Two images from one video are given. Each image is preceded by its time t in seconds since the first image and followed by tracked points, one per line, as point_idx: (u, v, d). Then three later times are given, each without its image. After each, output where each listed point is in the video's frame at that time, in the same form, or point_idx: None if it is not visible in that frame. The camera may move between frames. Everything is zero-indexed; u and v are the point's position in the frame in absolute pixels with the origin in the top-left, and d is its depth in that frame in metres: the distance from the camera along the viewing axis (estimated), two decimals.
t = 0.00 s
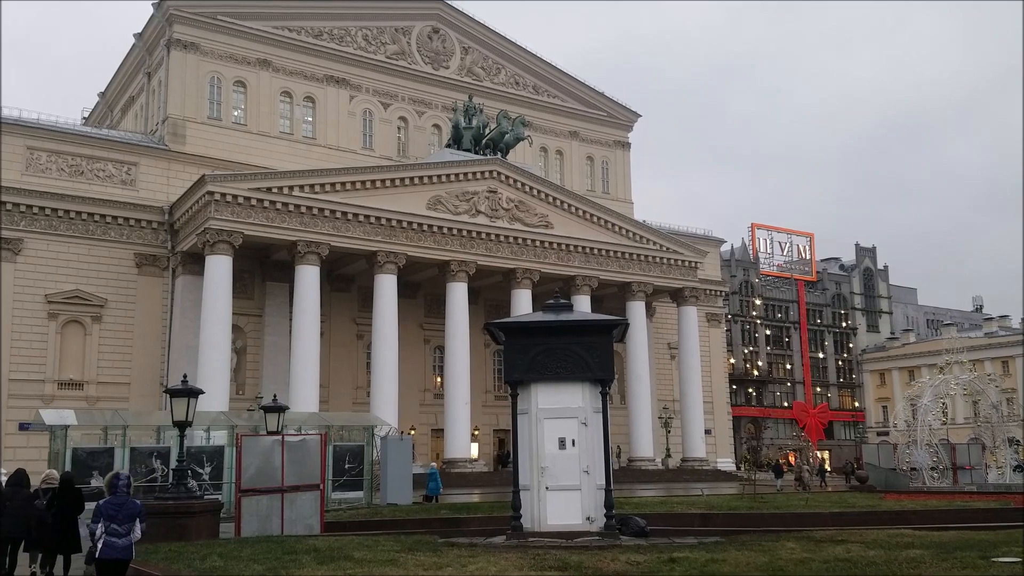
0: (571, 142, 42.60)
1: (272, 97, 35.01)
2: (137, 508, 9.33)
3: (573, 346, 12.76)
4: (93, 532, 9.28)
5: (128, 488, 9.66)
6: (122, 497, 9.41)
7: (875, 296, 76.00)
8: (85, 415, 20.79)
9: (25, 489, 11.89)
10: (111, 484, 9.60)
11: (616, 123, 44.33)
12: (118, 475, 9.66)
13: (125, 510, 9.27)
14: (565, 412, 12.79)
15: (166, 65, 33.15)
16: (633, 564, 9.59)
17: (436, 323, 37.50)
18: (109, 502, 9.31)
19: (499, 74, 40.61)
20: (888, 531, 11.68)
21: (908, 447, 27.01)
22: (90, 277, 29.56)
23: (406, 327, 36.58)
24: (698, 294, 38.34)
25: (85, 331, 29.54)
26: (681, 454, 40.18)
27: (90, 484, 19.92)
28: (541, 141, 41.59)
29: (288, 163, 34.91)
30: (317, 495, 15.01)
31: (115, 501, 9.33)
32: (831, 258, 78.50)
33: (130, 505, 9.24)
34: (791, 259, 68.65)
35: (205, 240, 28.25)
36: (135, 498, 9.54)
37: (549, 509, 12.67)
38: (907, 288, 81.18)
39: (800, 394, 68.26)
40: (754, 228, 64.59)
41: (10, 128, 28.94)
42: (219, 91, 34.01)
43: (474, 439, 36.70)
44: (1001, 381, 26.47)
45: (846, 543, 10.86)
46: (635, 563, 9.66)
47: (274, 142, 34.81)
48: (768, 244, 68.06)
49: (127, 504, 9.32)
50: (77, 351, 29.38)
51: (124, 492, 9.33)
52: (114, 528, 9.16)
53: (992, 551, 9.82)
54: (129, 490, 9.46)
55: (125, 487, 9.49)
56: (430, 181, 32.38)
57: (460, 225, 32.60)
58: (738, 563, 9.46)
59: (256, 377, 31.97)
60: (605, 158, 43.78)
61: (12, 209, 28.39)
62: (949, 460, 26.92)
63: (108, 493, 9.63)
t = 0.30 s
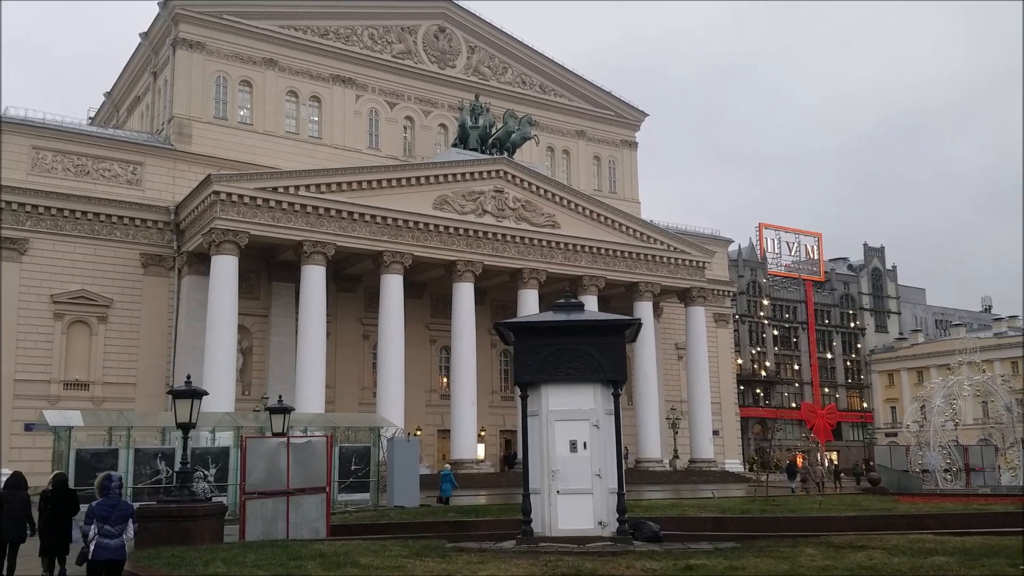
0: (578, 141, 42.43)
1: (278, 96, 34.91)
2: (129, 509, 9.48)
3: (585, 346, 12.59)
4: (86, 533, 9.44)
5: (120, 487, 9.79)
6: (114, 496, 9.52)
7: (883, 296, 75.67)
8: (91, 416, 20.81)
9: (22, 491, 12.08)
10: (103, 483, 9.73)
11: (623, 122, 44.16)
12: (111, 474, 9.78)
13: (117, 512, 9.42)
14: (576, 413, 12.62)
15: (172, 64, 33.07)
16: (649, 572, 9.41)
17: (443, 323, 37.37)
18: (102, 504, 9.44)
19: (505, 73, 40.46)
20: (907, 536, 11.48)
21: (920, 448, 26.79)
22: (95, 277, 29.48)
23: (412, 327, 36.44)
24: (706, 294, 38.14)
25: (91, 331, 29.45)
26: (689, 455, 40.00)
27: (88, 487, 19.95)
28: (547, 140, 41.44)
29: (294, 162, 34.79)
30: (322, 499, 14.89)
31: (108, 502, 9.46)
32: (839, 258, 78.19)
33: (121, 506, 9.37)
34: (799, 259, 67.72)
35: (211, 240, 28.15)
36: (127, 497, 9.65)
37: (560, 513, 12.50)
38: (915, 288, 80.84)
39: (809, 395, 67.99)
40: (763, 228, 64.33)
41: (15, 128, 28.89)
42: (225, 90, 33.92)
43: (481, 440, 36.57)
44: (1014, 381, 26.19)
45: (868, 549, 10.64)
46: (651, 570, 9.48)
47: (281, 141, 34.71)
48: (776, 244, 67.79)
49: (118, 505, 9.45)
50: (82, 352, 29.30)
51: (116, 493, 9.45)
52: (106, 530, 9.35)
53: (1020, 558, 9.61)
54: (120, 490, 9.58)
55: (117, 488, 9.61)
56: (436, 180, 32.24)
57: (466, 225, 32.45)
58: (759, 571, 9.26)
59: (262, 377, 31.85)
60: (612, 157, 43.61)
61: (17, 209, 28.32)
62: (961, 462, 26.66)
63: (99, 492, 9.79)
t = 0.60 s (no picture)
0: (586, 139, 42.26)
1: (285, 94, 34.81)
2: (118, 505, 9.94)
3: (600, 341, 12.42)
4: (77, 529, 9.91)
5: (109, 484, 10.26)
6: (104, 493, 10.00)
7: (893, 295, 75.29)
8: (99, 413, 20.56)
9: (22, 486, 11.95)
10: (93, 481, 10.20)
11: (631, 120, 43.95)
12: (101, 471, 10.25)
13: (107, 508, 9.89)
14: (590, 410, 12.45)
15: (179, 62, 32.99)
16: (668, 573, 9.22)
17: (450, 322, 37.23)
18: (92, 501, 9.92)
19: (513, 70, 40.30)
20: (929, 535, 11.26)
21: (935, 448, 26.77)
22: (102, 276, 29.42)
23: (419, 326, 36.32)
24: (715, 292, 37.93)
25: (98, 330, 29.38)
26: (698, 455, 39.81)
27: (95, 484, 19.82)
28: (555, 138, 41.26)
29: (301, 161, 34.68)
30: (331, 497, 14.74)
31: (98, 498, 9.93)
32: (848, 257, 77.84)
33: (111, 503, 9.85)
34: (808, 258, 69.02)
35: (218, 238, 28.07)
36: (116, 494, 10.13)
37: (574, 512, 12.35)
38: (925, 287, 80.41)
39: (818, 394, 67.68)
40: (773, 225, 64.01)
41: (22, 126, 28.83)
42: (231, 88, 33.84)
43: (489, 439, 36.43)
44: None
45: (892, 549, 10.42)
46: (670, 572, 9.29)
47: (288, 140, 34.61)
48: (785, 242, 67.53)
49: (108, 501, 9.93)
50: (90, 351, 29.24)
51: (106, 491, 9.92)
52: (96, 526, 9.80)
53: None
54: (110, 488, 10.04)
55: (106, 485, 10.08)
56: (443, 178, 32.11)
57: (473, 223, 32.30)
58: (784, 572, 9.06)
59: (270, 376, 31.76)
60: (620, 155, 43.42)
61: (24, 207, 28.26)
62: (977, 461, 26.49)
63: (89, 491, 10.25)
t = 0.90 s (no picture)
0: (602, 137, 42.05)
1: (300, 94, 34.77)
2: (125, 511, 9.81)
3: (624, 340, 12.12)
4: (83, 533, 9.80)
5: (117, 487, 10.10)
6: (110, 498, 9.86)
7: (912, 294, 74.69)
8: (115, 414, 20.68)
9: (38, 491, 11.95)
10: (102, 483, 10.06)
11: (647, 118, 43.71)
12: (109, 474, 10.10)
13: (113, 513, 9.77)
14: (614, 411, 12.15)
15: (194, 62, 33.01)
16: None
17: (466, 322, 37.11)
18: (98, 506, 9.80)
19: (528, 69, 40.12)
20: (963, 539, 11.01)
21: (961, 448, 25.94)
22: (119, 276, 29.44)
23: (435, 326, 36.22)
24: (733, 292, 37.66)
25: (114, 330, 29.40)
26: (716, 456, 39.56)
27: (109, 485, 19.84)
28: (571, 136, 41.06)
29: (316, 161, 34.62)
30: (349, 499, 14.63)
31: (104, 503, 9.81)
32: (866, 256, 77.28)
33: (116, 509, 9.72)
34: (825, 257, 67.87)
35: (234, 239, 28.04)
36: (123, 497, 9.99)
37: (598, 516, 12.02)
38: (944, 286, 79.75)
39: (836, 394, 67.21)
40: (790, 224, 63.59)
41: (38, 127, 28.92)
42: (247, 88, 33.83)
43: (504, 440, 36.29)
44: None
45: (929, 555, 10.17)
46: None
47: (303, 140, 34.57)
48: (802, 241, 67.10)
49: (114, 506, 9.80)
50: (106, 351, 29.28)
51: (111, 496, 9.78)
52: (102, 531, 9.70)
53: None
54: (117, 492, 9.89)
55: (114, 490, 9.92)
56: (458, 178, 31.99)
57: (489, 222, 32.16)
58: None
59: (285, 376, 31.72)
60: (636, 153, 43.20)
61: (41, 208, 28.34)
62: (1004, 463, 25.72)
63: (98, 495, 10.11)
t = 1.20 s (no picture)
0: (615, 136, 41.86)
1: (313, 93, 34.71)
2: (132, 505, 9.99)
3: (647, 338, 11.87)
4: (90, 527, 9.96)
5: (124, 485, 10.31)
6: (118, 494, 10.04)
7: (928, 294, 74.15)
8: (129, 414, 20.62)
9: (56, 488, 11.86)
10: (108, 481, 10.25)
11: (661, 117, 43.49)
12: (115, 472, 10.30)
13: (121, 507, 9.95)
14: (638, 410, 11.87)
15: (207, 62, 33.00)
16: None
17: (479, 322, 36.98)
18: (106, 501, 9.97)
19: (541, 67, 39.96)
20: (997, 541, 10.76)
21: (985, 449, 25.67)
22: (133, 276, 29.46)
23: (448, 326, 36.11)
24: (748, 291, 37.41)
25: (128, 330, 29.40)
26: (731, 456, 39.32)
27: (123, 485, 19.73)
28: (584, 135, 40.87)
29: (330, 160, 34.55)
30: (365, 499, 14.44)
31: (112, 498, 9.98)
32: (882, 256, 76.78)
33: (124, 503, 9.91)
34: (841, 256, 66.40)
35: (247, 238, 28.00)
36: (130, 494, 10.18)
37: (622, 518, 11.72)
38: (960, 285, 79.15)
39: (852, 395, 66.77)
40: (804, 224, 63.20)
41: (53, 127, 28.96)
42: (260, 88, 33.81)
43: (518, 440, 36.15)
44: None
45: (965, 557, 9.92)
46: None
47: (316, 139, 34.50)
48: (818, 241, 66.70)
49: (122, 501, 9.97)
50: (121, 351, 29.29)
51: (119, 491, 9.97)
52: (110, 525, 9.85)
53: None
54: (124, 488, 10.08)
55: (120, 485, 10.11)
56: (472, 177, 31.87)
57: (502, 221, 32.02)
58: None
59: (299, 376, 31.66)
60: (650, 152, 42.98)
61: (55, 208, 28.38)
62: None
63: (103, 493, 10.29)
